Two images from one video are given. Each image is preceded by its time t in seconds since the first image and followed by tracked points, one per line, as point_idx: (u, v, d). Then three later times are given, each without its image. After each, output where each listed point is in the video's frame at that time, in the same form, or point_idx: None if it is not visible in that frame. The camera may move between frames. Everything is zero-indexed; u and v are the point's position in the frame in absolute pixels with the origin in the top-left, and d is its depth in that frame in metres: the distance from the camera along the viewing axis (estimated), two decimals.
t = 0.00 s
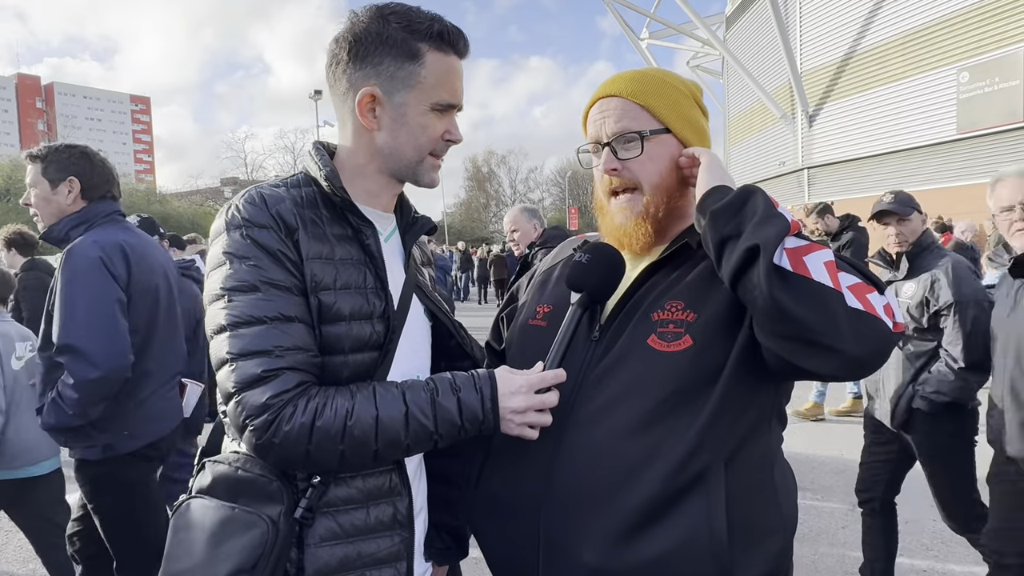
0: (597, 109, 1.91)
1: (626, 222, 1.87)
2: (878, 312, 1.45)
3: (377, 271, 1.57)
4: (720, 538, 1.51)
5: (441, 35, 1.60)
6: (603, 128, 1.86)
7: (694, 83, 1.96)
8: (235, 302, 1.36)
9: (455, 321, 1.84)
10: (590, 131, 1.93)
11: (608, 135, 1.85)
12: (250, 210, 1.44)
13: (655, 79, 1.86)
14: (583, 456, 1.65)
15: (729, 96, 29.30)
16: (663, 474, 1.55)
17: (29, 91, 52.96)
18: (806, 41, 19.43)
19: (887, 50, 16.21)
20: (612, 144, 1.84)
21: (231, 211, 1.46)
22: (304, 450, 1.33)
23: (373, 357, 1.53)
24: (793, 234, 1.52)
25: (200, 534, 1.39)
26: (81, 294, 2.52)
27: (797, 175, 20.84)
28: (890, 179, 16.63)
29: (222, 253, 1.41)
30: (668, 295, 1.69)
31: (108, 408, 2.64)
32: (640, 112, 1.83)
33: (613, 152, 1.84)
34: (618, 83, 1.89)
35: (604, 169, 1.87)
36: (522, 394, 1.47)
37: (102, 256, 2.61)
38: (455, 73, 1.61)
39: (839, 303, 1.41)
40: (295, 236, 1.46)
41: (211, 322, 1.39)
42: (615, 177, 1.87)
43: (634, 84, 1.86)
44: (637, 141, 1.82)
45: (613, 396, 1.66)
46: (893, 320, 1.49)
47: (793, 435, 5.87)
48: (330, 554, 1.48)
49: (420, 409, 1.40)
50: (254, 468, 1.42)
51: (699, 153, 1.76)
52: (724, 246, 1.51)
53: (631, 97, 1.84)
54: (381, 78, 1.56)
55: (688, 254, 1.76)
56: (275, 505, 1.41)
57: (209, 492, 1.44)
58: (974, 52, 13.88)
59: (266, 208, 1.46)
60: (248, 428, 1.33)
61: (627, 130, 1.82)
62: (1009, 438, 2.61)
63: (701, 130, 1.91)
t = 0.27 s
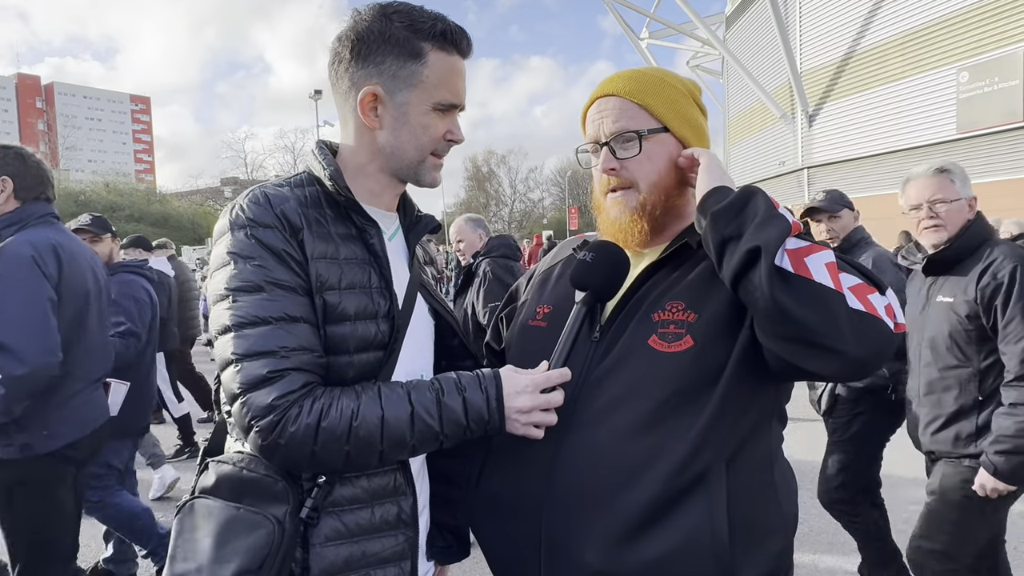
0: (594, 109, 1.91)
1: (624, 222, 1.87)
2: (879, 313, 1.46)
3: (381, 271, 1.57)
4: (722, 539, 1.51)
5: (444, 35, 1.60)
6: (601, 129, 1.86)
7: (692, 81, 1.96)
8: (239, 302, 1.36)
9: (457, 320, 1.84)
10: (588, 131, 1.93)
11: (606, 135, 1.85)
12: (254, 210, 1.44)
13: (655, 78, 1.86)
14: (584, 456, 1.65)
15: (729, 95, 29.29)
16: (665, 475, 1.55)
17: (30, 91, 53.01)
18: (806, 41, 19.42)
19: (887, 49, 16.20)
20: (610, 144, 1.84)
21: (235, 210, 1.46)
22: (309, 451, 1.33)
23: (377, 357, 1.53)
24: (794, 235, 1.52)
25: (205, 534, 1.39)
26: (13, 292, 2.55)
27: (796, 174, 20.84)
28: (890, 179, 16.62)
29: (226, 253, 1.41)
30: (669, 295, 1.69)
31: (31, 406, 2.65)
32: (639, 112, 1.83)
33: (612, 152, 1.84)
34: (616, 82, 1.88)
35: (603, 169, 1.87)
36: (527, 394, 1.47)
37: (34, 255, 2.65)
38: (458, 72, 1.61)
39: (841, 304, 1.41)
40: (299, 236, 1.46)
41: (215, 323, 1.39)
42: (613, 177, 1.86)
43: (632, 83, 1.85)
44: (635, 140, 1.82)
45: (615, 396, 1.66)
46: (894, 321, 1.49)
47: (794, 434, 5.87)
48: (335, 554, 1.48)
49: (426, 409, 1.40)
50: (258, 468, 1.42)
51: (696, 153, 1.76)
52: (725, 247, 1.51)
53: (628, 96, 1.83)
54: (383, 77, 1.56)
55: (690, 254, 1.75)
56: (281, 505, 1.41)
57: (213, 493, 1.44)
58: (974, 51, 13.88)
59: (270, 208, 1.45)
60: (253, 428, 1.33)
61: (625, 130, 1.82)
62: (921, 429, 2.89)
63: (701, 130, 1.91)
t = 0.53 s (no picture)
0: (593, 109, 1.91)
1: (623, 222, 1.86)
2: (878, 314, 1.45)
3: (381, 270, 1.56)
4: (722, 539, 1.50)
5: (444, 34, 1.60)
6: (600, 129, 1.86)
7: (691, 81, 1.96)
8: (238, 302, 1.36)
9: (458, 319, 1.84)
10: (587, 130, 1.93)
11: (604, 136, 1.85)
12: (253, 209, 1.44)
13: (654, 78, 1.85)
14: (584, 456, 1.65)
15: (729, 94, 29.27)
16: (665, 476, 1.54)
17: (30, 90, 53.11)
18: (806, 40, 19.42)
19: (887, 49, 16.19)
20: (609, 143, 1.84)
21: (234, 210, 1.46)
22: (309, 451, 1.32)
23: (378, 357, 1.53)
24: (794, 235, 1.51)
25: (205, 534, 1.39)
26: None
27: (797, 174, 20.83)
28: (890, 178, 16.61)
29: (225, 253, 1.41)
30: (669, 295, 1.69)
31: None
32: (637, 112, 1.83)
33: (610, 152, 1.84)
34: (615, 81, 1.88)
35: (602, 169, 1.87)
36: (527, 394, 1.47)
37: None
38: (457, 72, 1.60)
39: (840, 306, 1.41)
40: (299, 236, 1.45)
41: (215, 323, 1.39)
42: (612, 177, 1.86)
43: (631, 83, 1.84)
44: (634, 140, 1.82)
45: (615, 396, 1.66)
46: (894, 321, 1.49)
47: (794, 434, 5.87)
48: (336, 554, 1.48)
49: (425, 409, 1.39)
50: (258, 468, 1.42)
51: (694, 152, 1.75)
52: (724, 248, 1.50)
53: (627, 95, 1.83)
54: (382, 77, 1.55)
55: (689, 254, 1.75)
56: (281, 505, 1.41)
57: (213, 493, 1.44)
58: (974, 51, 13.88)
59: (269, 208, 1.45)
60: (253, 429, 1.33)
61: (623, 130, 1.82)
62: (818, 438, 2.80)
63: (701, 129, 1.91)
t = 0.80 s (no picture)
0: (593, 108, 1.91)
1: (624, 220, 1.87)
2: (878, 315, 1.45)
3: (383, 269, 1.57)
4: (722, 539, 1.51)
5: (445, 33, 1.60)
6: (600, 128, 1.86)
7: (690, 79, 1.96)
8: (241, 301, 1.36)
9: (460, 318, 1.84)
10: (587, 129, 1.93)
11: (604, 135, 1.85)
12: (256, 208, 1.44)
13: (654, 76, 1.86)
14: (585, 455, 1.65)
15: (729, 93, 29.27)
16: (665, 475, 1.55)
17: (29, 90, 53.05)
18: (807, 39, 19.41)
19: (888, 48, 16.18)
20: (609, 142, 1.84)
21: (237, 209, 1.46)
22: (312, 449, 1.33)
23: (380, 355, 1.53)
24: (794, 236, 1.51)
25: (208, 532, 1.39)
26: None
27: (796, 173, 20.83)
28: (890, 177, 16.62)
29: (228, 252, 1.41)
30: (669, 294, 1.69)
31: None
32: (638, 110, 1.83)
33: (610, 150, 1.84)
34: (614, 80, 1.88)
35: (602, 168, 1.87)
36: (529, 392, 1.47)
37: None
38: (459, 70, 1.61)
39: (840, 306, 1.41)
40: (301, 235, 1.46)
41: (217, 322, 1.39)
42: (612, 176, 1.86)
43: (631, 82, 1.85)
44: (634, 139, 1.82)
45: (615, 396, 1.66)
46: (894, 323, 1.49)
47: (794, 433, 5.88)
48: (339, 551, 1.48)
49: (428, 407, 1.39)
50: (261, 466, 1.43)
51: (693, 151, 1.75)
52: (724, 249, 1.51)
53: (627, 94, 1.83)
54: (383, 76, 1.56)
55: (690, 253, 1.75)
56: (284, 503, 1.41)
57: (216, 491, 1.44)
58: (974, 50, 13.87)
59: (272, 206, 1.46)
60: (256, 427, 1.33)
61: (624, 129, 1.82)
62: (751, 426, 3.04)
63: (700, 128, 1.91)
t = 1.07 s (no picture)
0: (593, 106, 1.90)
1: (624, 218, 1.86)
2: (878, 317, 1.44)
3: (384, 267, 1.56)
4: (724, 540, 1.51)
5: (445, 31, 1.59)
6: (601, 125, 1.86)
7: (691, 77, 1.96)
8: (241, 299, 1.36)
9: (460, 316, 1.84)
10: (587, 127, 1.92)
11: (605, 132, 1.85)
12: (256, 207, 1.44)
13: (655, 73, 1.85)
14: (585, 455, 1.65)
15: (729, 92, 29.30)
16: (666, 476, 1.54)
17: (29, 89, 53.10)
18: (807, 38, 19.39)
19: (889, 47, 16.17)
20: (610, 140, 1.84)
21: (237, 207, 1.46)
22: (312, 449, 1.33)
23: (380, 354, 1.53)
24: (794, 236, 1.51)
25: (209, 531, 1.39)
26: None
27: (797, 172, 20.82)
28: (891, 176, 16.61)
29: (228, 251, 1.41)
30: (671, 293, 1.69)
31: None
32: (638, 108, 1.82)
33: (611, 148, 1.84)
34: (615, 78, 1.88)
35: (603, 166, 1.87)
36: (530, 390, 1.47)
37: None
38: (459, 69, 1.60)
39: (841, 308, 1.41)
40: (301, 233, 1.45)
41: (218, 320, 1.39)
42: (613, 174, 1.86)
43: (633, 80, 1.84)
44: (635, 137, 1.82)
45: (616, 396, 1.66)
46: (895, 324, 1.48)
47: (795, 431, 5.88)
48: (340, 551, 1.48)
49: (429, 407, 1.39)
50: (262, 465, 1.43)
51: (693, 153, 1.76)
52: (724, 250, 1.51)
53: (627, 92, 1.83)
54: (383, 74, 1.55)
55: (692, 252, 1.75)
56: (285, 502, 1.41)
57: (216, 490, 1.44)
58: (975, 49, 13.86)
59: (272, 205, 1.45)
60: (257, 427, 1.33)
61: (625, 127, 1.82)
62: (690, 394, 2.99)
63: (701, 125, 1.90)
